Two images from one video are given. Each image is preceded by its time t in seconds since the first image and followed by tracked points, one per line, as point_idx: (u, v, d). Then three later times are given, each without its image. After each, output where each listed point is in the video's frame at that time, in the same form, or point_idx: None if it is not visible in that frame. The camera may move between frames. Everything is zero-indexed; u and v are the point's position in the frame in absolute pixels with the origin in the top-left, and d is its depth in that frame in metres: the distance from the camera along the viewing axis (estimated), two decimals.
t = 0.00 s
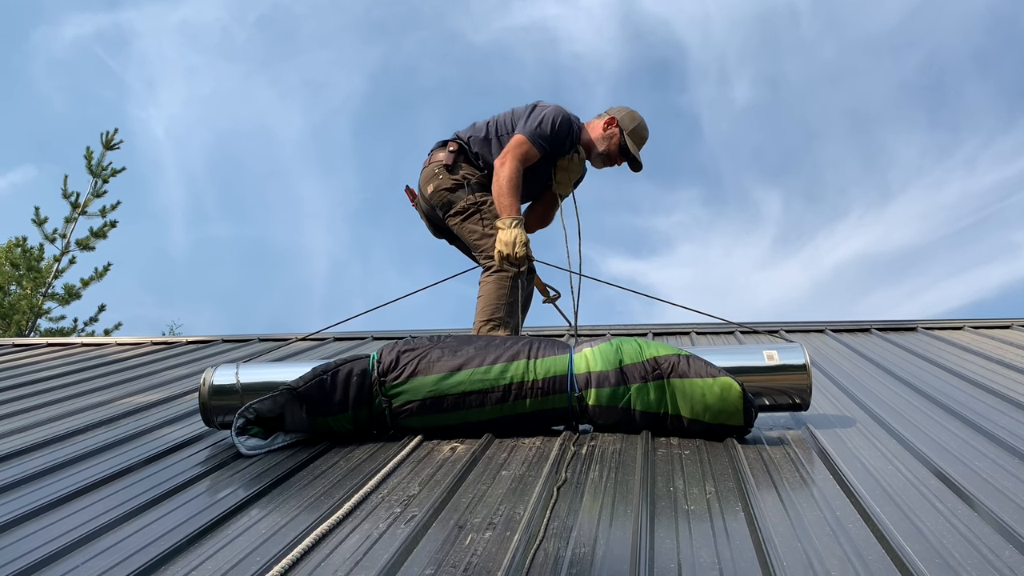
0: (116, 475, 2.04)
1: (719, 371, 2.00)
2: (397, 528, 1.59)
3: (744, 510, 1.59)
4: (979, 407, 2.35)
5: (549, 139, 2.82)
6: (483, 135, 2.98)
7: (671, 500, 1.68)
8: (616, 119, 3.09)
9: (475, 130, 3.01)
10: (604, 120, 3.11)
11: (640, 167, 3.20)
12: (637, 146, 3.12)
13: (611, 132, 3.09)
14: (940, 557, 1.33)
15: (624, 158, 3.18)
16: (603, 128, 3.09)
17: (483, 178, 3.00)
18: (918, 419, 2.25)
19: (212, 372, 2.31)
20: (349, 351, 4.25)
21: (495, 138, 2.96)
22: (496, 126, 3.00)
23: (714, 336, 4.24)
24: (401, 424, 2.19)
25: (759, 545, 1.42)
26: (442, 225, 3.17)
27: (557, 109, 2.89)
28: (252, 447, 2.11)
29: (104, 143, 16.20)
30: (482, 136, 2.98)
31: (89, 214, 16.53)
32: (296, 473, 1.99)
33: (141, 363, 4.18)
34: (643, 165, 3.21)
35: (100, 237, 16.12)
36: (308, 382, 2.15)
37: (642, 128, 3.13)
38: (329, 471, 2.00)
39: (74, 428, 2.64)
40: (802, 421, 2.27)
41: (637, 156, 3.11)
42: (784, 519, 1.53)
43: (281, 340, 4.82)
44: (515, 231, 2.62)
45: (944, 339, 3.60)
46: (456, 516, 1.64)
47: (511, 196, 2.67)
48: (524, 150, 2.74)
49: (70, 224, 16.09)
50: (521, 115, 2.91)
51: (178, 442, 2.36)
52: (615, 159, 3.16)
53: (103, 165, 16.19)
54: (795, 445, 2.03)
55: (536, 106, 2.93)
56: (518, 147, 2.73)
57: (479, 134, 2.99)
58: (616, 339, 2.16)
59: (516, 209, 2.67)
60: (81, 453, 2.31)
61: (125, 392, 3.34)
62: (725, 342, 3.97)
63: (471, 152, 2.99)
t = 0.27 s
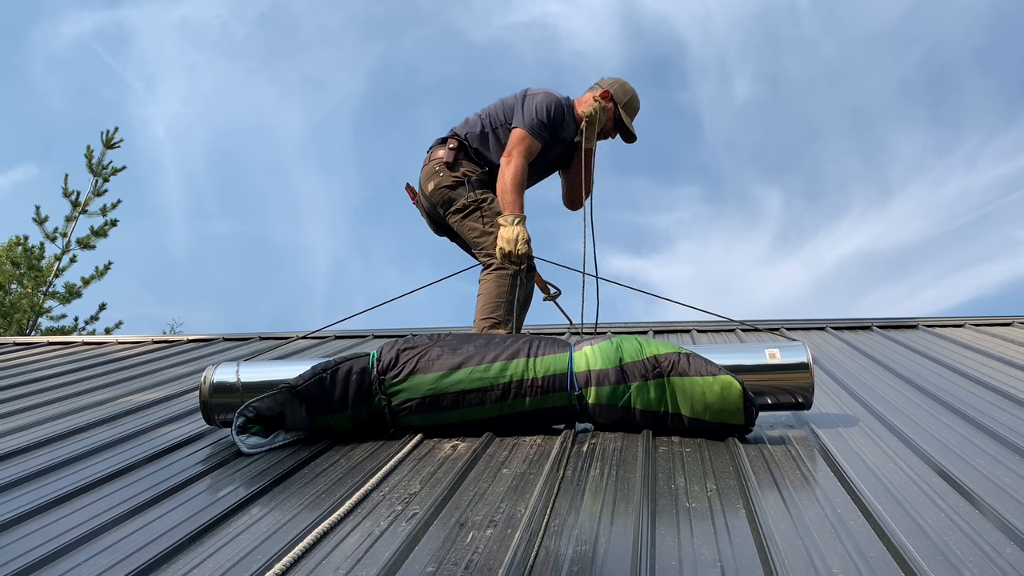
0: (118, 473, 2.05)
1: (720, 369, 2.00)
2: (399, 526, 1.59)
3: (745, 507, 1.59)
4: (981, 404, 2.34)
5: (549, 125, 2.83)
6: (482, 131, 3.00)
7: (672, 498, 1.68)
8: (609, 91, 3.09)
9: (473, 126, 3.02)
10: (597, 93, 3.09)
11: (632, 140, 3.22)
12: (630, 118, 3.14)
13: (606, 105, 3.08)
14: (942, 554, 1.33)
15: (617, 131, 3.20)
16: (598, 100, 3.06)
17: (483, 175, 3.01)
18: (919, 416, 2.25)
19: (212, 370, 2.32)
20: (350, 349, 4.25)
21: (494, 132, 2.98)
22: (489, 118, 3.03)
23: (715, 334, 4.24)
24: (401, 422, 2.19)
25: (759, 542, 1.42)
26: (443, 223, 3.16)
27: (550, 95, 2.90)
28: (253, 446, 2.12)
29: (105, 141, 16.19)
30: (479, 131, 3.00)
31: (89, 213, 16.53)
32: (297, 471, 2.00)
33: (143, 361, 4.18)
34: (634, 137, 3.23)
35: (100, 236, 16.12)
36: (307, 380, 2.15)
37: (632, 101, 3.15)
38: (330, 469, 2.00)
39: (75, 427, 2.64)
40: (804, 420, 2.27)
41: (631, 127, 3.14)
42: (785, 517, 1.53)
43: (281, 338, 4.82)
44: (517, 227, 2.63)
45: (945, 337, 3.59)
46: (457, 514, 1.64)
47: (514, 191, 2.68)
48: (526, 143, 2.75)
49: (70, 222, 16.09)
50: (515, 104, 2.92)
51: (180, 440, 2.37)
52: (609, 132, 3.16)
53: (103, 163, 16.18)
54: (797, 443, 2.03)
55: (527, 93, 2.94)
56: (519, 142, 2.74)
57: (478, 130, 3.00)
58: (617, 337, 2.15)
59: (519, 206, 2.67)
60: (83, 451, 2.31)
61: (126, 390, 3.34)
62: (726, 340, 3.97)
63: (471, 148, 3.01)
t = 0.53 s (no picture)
0: (120, 472, 2.05)
1: (720, 368, 1.99)
2: (400, 523, 1.59)
3: (747, 504, 1.59)
4: (983, 401, 2.34)
5: (546, 110, 2.85)
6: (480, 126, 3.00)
7: (673, 495, 1.68)
8: (606, 77, 3.08)
9: (469, 123, 3.02)
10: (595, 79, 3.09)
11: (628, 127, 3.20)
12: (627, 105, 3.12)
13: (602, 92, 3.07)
14: (943, 550, 1.33)
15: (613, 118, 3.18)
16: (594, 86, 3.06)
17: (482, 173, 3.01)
18: (921, 413, 2.25)
19: (212, 368, 2.32)
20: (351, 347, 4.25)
21: (491, 127, 2.99)
22: (482, 114, 3.04)
23: (716, 331, 4.24)
24: (401, 420, 2.19)
25: (761, 539, 1.42)
26: (444, 222, 3.16)
27: (542, 83, 2.90)
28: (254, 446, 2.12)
29: (105, 140, 16.19)
30: (475, 127, 3.01)
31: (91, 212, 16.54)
32: (298, 469, 2.00)
33: (145, 359, 4.19)
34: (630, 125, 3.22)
35: (101, 234, 16.13)
36: (306, 379, 2.15)
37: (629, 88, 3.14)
38: (331, 467, 2.00)
39: (77, 425, 2.64)
40: (806, 418, 2.27)
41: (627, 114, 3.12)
42: (787, 514, 1.53)
43: (283, 336, 4.83)
44: (518, 219, 2.62)
45: (948, 334, 3.58)
46: (458, 511, 1.64)
47: (516, 181, 2.68)
48: (525, 134, 2.76)
49: (72, 221, 16.10)
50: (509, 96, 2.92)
51: (181, 438, 2.37)
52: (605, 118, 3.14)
53: (105, 162, 16.18)
54: (799, 441, 2.03)
55: (518, 84, 2.94)
56: (518, 133, 2.75)
57: (476, 127, 3.00)
58: (618, 335, 2.14)
59: (519, 197, 2.67)
60: (85, 449, 2.31)
61: (127, 388, 3.35)
62: (728, 337, 3.96)
63: (470, 146, 3.01)
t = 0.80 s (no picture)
0: (121, 470, 2.05)
1: (718, 363, 1.99)
2: (401, 521, 1.59)
3: (748, 503, 1.59)
4: (984, 399, 2.34)
5: (542, 107, 2.85)
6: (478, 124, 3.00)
7: (674, 493, 1.68)
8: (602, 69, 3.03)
9: (468, 122, 3.02)
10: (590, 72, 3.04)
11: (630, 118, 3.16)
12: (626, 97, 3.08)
13: (599, 84, 3.02)
14: (944, 548, 1.33)
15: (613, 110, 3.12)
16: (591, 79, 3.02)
17: (482, 171, 3.01)
18: (922, 411, 2.25)
19: (211, 366, 2.32)
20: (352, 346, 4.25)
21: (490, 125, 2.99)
22: (481, 112, 3.04)
23: (718, 329, 4.24)
24: (399, 417, 2.19)
25: (762, 537, 1.42)
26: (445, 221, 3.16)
27: (539, 80, 2.90)
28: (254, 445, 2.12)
29: (106, 138, 16.18)
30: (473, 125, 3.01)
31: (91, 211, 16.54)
32: (299, 468, 2.00)
33: (146, 358, 4.19)
34: (630, 115, 3.17)
35: (102, 233, 16.14)
36: (303, 376, 2.15)
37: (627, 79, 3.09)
38: (332, 465, 2.00)
39: (79, 423, 2.65)
40: (807, 416, 2.27)
41: (626, 106, 3.08)
42: (788, 512, 1.53)
43: (284, 335, 4.83)
44: (516, 215, 2.61)
45: (949, 332, 3.58)
46: (459, 509, 1.64)
47: (512, 177, 2.68)
48: (521, 130, 2.75)
49: (73, 220, 16.10)
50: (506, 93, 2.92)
51: (183, 437, 2.37)
52: (605, 111, 3.09)
53: (106, 161, 16.19)
54: (800, 439, 2.03)
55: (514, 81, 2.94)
56: (515, 129, 2.75)
57: (475, 125, 3.00)
58: (616, 331, 2.14)
59: (517, 193, 2.67)
60: (87, 447, 2.32)
61: (129, 386, 3.35)
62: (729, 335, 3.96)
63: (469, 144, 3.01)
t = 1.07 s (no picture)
0: (123, 469, 2.06)
1: (717, 357, 1.98)
2: (403, 519, 1.59)
3: (749, 501, 1.59)
4: (985, 397, 2.33)
5: (544, 105, 2.85)
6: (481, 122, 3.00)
7: (675, 491, 1.67)
8: (603, 64, 3.01)
9: (471, 120, 3.02)
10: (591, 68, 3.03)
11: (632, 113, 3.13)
12: (629, 92, 3.05)
13: (601, 79, 3.00)
14: (946, 546, 1.33)
15: (616, 105, 3.10)
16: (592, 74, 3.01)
17: (484, 170, 3.01)
18: (923, 410, 2.24)
19: (209, 364, 2.32)
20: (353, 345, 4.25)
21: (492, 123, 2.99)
22: (484, 110, 3.03)
23: (718, 328, 4.23)
24: (397, 414, 2.19)
25: (762, 535, 1.42)
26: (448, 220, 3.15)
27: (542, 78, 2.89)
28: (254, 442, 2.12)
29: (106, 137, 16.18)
30: (476, 123, 3.00)
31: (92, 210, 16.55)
32: (300, 467, 2.00)
33: (148, 357, 4.19)
34: (633, 110, 3.15)
35: (103, 232, 16.15)
36: (301, 372, 2.14)
37: (629, 74, 3.06)
38: (333, 464, 2.00)
39: (80, 422, 2.65)
40: (808, 414, 2.27)
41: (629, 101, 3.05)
42: (789, 510, 1.52)
43: (285, 333, 4.83)
44: (514, 211, 2.62)
45: (950, 330, 3.57)
46: (460, 507, 1.64)
47: (513, 173, 2.68)
48: (523, 127, 2.75)
49: (73, 219, 16.11)
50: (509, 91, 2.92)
51: (184, 436, 2.37)
52: (607, 106, 3.07)
53: (106, 160, 16.19)
54: (801, 438, 2.02)
55: (518, 79, 2.93)
56: (517, 126, 2.75)
57: (477, 124, 3.00)
58: (614, 328, 2.14)
59: (518, 190, 2.67)
60: (88, 446, 2.32)
61: (130, 385, 3.35)
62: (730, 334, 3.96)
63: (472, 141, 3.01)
